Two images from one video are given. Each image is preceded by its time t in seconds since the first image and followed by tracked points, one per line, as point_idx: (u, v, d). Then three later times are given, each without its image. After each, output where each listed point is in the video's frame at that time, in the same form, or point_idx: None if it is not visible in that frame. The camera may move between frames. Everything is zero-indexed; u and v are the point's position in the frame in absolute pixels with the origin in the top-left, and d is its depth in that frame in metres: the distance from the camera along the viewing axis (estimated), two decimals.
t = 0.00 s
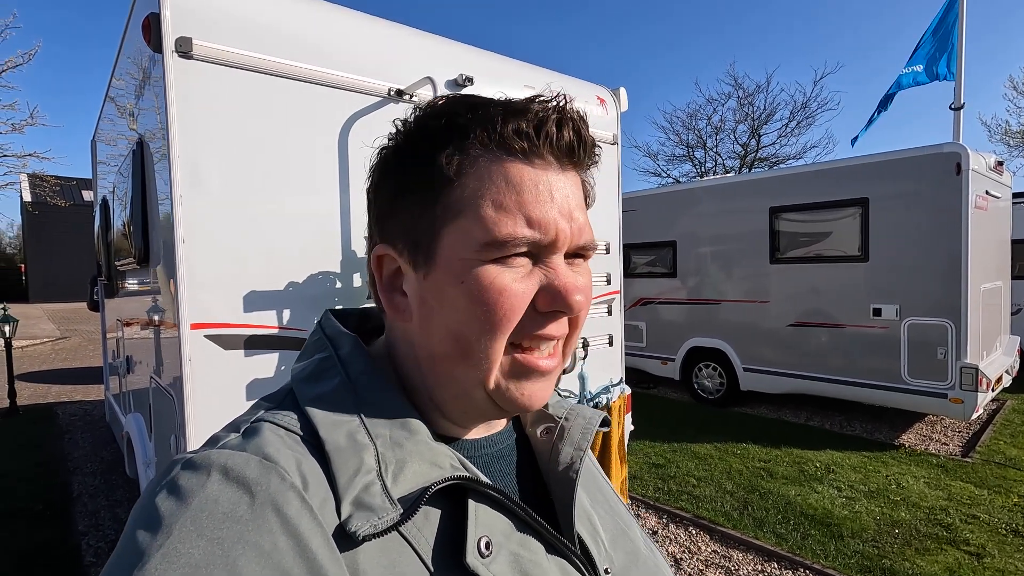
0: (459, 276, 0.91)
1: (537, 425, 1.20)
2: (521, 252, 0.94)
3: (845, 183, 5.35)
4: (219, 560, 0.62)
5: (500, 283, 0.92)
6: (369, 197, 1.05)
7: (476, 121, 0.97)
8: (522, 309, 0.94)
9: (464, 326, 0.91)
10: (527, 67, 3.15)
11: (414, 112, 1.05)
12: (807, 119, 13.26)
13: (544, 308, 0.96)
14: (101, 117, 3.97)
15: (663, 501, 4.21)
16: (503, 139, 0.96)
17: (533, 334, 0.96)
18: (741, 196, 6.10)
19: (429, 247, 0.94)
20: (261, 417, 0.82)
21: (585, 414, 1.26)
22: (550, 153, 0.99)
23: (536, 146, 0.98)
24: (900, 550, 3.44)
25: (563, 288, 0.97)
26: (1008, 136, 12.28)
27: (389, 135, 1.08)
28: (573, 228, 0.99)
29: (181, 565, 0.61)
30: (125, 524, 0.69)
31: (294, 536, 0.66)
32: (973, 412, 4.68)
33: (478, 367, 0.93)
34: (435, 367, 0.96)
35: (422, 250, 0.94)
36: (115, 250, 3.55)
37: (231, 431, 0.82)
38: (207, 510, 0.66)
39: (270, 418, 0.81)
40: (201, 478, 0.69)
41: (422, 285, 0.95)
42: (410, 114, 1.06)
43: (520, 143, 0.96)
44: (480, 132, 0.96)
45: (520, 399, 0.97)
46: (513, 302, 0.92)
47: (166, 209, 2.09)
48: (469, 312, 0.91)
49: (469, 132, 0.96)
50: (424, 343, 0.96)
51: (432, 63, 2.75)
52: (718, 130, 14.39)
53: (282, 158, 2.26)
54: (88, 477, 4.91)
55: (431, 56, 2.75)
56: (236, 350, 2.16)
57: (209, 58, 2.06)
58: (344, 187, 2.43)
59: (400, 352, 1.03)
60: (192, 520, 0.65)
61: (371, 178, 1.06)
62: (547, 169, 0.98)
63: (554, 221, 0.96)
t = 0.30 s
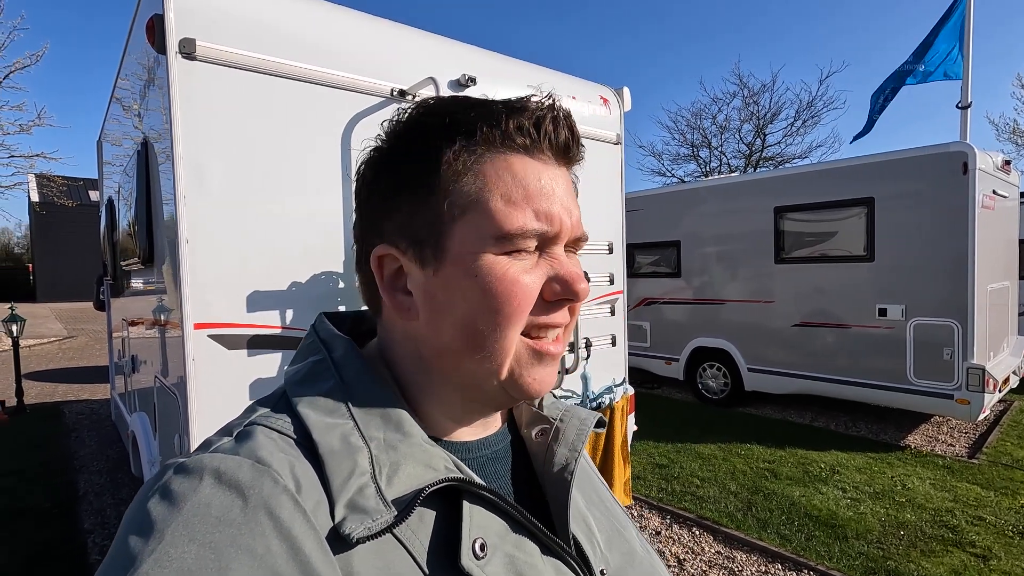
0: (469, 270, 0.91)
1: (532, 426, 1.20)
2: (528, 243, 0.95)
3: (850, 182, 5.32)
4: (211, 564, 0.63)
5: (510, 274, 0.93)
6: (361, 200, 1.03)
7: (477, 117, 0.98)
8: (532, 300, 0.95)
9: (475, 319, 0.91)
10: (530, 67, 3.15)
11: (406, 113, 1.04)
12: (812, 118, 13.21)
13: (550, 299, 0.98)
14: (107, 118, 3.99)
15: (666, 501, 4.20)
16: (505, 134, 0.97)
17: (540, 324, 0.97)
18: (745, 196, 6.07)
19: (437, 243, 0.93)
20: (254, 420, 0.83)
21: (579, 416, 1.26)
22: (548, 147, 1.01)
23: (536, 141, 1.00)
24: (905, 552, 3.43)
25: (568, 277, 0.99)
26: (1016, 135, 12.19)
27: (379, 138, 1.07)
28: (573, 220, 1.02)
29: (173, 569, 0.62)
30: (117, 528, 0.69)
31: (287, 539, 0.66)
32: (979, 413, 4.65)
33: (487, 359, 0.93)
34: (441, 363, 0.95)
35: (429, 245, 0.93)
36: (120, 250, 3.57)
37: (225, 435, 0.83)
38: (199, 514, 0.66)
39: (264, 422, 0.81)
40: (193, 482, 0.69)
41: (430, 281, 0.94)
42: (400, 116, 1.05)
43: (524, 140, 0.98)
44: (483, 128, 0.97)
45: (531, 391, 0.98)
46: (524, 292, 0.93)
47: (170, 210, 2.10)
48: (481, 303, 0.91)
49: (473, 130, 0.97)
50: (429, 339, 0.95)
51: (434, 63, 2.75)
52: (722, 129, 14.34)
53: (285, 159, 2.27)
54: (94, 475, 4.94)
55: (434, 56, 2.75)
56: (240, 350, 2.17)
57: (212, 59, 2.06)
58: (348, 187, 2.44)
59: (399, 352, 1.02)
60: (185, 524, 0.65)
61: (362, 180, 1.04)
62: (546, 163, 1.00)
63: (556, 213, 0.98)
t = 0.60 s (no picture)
0: (550, 302, 0.98)
1: (524, 426, 1.20)
2: (590, 276, 1.05)
3: (855, 181, 5.29)
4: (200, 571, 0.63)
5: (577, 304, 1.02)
6: (405, 202, 0.95)
7: (560, 146, 0.99)
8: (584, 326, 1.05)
9: (540, 349, 0.97)
10: (533, 66, 3.14)
11: (472, 118, 0.98)
12: (817, 117, 13.15)
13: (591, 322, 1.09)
14: (112, 118, 4.01)
15: (669, 501, 4.19)
16: (585, 171, 1.02)
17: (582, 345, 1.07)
18: (750, 196, 6.05)
19: (515, 272, 0.95)
20: (243, 425, 0.83)
21: (572, 415, 1.26)
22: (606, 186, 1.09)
23: (602, 178, 1.06)
24: (909, 553, 3.41)
25: (604, 304, 1.11)
26: None
27: (427, 135, 0.97)
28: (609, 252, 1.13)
29: None
30: (103, 535, 0.69)
31: (276, 546, 0.67)
32: (985, 413, 4.62)
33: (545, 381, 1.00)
34: (491, 383, 0.98)
35: (511, 273, 0.95)
36: (125, 249, 3.58)
37: (213, 440, 0.83)
38: (187, 520, 0.66)
39: (252, 426, 0.81)
40: (181, 488, 0.69)
41: (505, 307, 0.95)
42: (461, 118, 0.98)
43: (592, 179, 1.03)
44: (570, 162, 1.00)
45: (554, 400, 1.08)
46: (582, 320, 1.03)
47: (173, 211, 2.11)
48: (556, 334, 0.98)
49: (554, 161, 0.98)
50: (487, 361, 0.97)
51: (437, 62, 2.75)
52: (727, 128, 14.31)
53: (288, 159, 2.28)
54: (99, 473, 4.96)
55: (437, 56, 2.75)
56: (242, 348, 2.17)
57: (215, 59, 2.07)
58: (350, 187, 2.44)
59: (416, 364, 1.00)
60: (173, 531, 0.65)
61: (408, 180, 0.95)
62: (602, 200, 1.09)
63: (606, 248, 1.08)
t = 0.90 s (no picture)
0: (545, 284, 1.00)
1: (517, 423, 1.21)
2: (580, 259, 1.07)
3: (858, 180, 5.28)
4: (191, 566, 0.64)
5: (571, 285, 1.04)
6: (399, 195, 0.95)
7: (546, 133, 1.02)
8: (576, 310, 1.07)
9: (536, 329, 0.99)
10: (534, 66, 3.15)
11: (460, 111, 1.00)
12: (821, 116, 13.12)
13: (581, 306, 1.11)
14: (116, 117, 4.03)
15: (670, 500, 4.20)
16: (571, 156, 1.05)
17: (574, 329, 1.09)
18: (752, 195, 6.05)
19: (510, 256, 0.97)
20: (236, 421, 0.84)
21: (564, 413, 1.27)
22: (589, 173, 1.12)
23: (586, 165, 1.10)
24: (910, 552, 3.41)
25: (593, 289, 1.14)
26: None
27: (418, 129, 0.99)
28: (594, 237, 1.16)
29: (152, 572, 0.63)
30: (96, 529, 0.70)
31: (267, 541, 0.68)
32: (988, 413, 4.60)
33: (540, 363, 1.02)
34: (489, 367, 1.00)
35: (506, 258, 0.97)
36: (129, 248, 3.61)
37: (205, 436, 0.84)
38: (178, 516, 0.67)
39: (245, 423, 0.82)
40: (173, 484, 0.71)
41: (501, 292, 0.97)
42: (449, 112, 1.00)
43: (577, 165, 1.06)
44: (557, 148, 1.02)
45: (548, 385, 1.09)
46: (574, 302, 1.06)
47: (175, 211, 2.12)
48: (551, 313, 1.01)
49: (540, 148, 1.00)
50: (484, 346, 0.98)
51: (438, 62, 2.76)
52: (731, 127, 14.28)
53: (289, 159, 2.29)
54: (104, 471, 4.99)
55: (438, 56, 2.76)
56: (244, 347, 2.19)
57: (216, 59, 2.08)
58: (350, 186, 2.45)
59: (412, 355, 1.00)
60: (164, 527, 0.66)
61: (402, 173, 0.96)
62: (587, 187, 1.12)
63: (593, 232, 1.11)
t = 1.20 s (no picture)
0: (546, 277, 1.00)
1: (518, 422, 1.22)
2: (581, 254, 1.08)
3: (861, 180, 5.27)
4: (193, 562, 0.65)
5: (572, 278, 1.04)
6: (402, 190, 0.96)
7: (546, 130, 1.03)
8: (577, 304, 1.08)
9: (537, 323, 1.00)
10: (536, 65, 3.15)
11: (461, 108, 1.01)
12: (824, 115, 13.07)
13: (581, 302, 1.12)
14: (120, 117, 4.05)
15: (672, 499, 4.20)
16: (571, 151, 1.06)
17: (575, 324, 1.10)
18: (755, 194, 6.04)
19: (512, 250, 0.97)
20: (239, 418, 0.84)
21: (565, 412, 1.28)
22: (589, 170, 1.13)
23: (586, 162, 1.10)
24: (912, 552, 3.40)
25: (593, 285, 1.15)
26: None
27: (420, 126, 1.00)
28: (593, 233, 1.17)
29: (154, 568, 0.64)
30: (99, 523, 0.71)
31: (270, 538, 0.69)
32: (991, 413, 4.59)
33: (541, 358, 1.02)
34: (491, 362, 1.00)
35: (507, 251, 0.97)
36: (133, 247, 3.62)
37: (208, 432, 0.85)
38: (181, 512, 0.68)
39: (247, 420, 0.83)
40: (176, 480, 0.71)
41: (502, 285, 0.97)
42: (450, 108, 1.01)
43: (577, 162, 1.07)
44: (557, 143, 1.03)
45: (549, 381, 1.10)
46: (575, 296, 1.06)
47: (178, 210, 2.14)
48: (552, 306, 1.01)
49: (540, 143, 1.01)
50: (485, 340, 0.99)
51: (440, 62, 2.76)
52: (734, 126, 14.25)
53: (291, 159, 2.30)
54: (108, 469, 5.02)
55: (440, 55, 2.77)
56: (246, 345, 2.20)
57: (219, 59, 2.09)
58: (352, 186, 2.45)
59: (414, 351, 1.01)
60: (167, 522, 0.67)
61: (405, 168, 0.96)
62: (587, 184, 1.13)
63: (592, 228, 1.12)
